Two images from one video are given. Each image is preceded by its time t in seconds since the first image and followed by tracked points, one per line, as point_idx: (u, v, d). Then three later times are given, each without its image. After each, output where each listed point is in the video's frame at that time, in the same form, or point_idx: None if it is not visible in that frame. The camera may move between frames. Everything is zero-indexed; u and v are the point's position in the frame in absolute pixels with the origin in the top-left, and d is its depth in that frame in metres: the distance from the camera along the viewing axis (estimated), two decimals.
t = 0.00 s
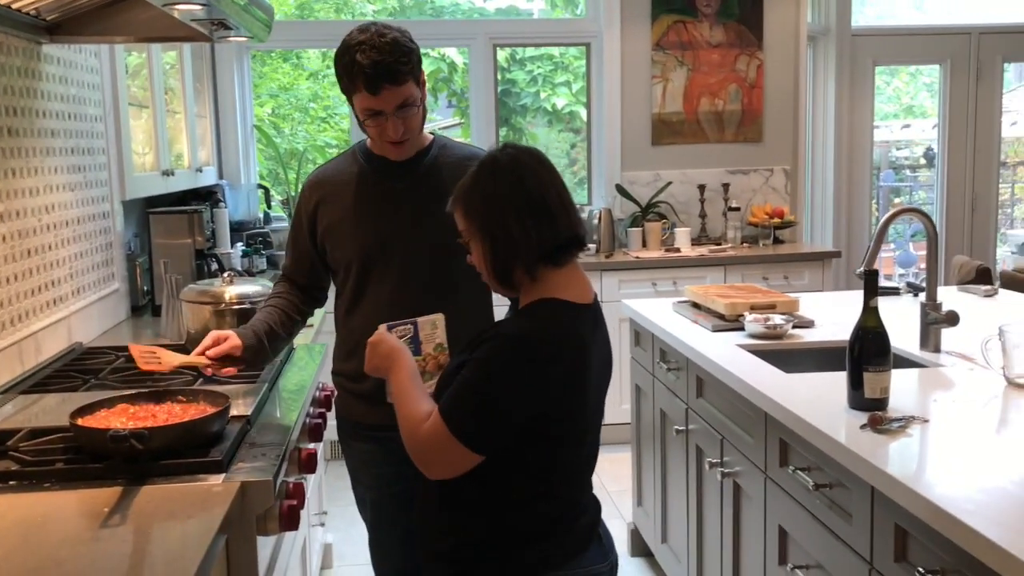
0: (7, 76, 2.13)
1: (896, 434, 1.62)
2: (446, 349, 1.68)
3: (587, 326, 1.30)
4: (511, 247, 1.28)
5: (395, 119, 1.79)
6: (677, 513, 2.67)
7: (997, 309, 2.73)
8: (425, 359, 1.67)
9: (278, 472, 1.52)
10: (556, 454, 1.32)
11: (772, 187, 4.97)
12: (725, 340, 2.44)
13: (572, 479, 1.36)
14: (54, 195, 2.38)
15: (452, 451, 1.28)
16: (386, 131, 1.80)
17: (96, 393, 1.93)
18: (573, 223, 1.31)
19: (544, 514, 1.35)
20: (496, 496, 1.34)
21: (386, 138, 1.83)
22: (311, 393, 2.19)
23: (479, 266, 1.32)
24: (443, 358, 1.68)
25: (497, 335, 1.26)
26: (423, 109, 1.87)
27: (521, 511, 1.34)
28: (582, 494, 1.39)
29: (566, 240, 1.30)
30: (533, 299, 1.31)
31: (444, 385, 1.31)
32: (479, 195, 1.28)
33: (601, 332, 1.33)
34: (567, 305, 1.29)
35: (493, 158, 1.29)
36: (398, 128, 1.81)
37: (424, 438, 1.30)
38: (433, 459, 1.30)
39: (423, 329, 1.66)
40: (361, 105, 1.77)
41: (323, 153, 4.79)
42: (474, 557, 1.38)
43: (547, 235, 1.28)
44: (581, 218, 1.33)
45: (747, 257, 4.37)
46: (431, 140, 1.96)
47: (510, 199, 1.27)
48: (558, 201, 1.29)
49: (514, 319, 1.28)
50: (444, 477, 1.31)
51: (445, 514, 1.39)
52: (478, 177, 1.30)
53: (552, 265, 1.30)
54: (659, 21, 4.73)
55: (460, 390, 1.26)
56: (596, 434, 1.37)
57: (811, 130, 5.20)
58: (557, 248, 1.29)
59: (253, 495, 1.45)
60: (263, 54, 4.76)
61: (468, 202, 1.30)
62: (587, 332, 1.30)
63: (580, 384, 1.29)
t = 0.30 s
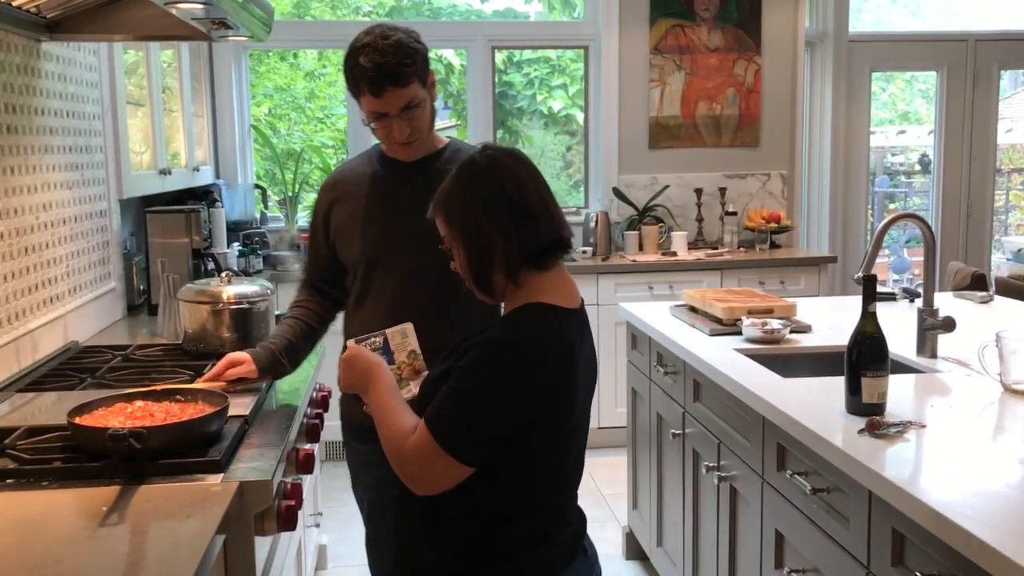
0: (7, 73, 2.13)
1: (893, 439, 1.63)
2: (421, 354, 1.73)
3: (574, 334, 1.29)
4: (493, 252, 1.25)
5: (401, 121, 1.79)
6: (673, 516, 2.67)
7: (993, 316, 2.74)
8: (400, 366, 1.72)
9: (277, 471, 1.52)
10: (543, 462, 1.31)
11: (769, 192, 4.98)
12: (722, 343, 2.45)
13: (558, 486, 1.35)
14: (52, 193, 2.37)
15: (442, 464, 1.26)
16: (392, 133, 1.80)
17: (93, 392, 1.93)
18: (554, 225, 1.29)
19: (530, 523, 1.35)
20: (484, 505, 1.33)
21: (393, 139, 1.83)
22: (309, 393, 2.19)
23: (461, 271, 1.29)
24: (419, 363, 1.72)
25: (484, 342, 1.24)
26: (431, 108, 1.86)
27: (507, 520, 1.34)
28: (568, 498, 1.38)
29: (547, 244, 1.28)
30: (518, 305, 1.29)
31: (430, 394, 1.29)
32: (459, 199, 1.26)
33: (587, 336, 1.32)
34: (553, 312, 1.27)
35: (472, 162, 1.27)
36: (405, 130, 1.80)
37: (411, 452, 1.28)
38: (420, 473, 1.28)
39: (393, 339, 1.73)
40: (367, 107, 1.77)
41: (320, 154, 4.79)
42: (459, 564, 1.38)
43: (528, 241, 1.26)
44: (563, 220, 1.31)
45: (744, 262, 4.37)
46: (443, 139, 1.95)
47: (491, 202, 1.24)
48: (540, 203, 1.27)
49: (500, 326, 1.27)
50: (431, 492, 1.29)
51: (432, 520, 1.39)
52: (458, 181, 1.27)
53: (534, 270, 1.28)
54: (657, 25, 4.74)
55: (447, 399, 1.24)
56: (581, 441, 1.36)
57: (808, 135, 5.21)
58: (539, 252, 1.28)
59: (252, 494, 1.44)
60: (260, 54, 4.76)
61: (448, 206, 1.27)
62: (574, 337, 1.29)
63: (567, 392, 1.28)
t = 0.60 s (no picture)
0: (15, 72, 2.13)
1: (899, 443, 1.62)
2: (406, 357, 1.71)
3: (568, 346, 1.26)
4: (489, 258, 1.22)
5: (447, 119, 1.70)
6: (677, 518, 2.67)
7: (998, 320, 2.74)
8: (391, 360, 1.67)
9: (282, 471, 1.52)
10: (534, 476, 1.29)
11: (773, 194, 4.98)
12: (726, 346, 2.44)
13: (548, 501, 1.33)
14: (58, 191, 2.38)
15: (435, 481, 1.22)
16: (435, 131, 1.71)
17: (99, 390, 1.93)
18: (553, 231, 1.26)
19: (521, 537, 1.32)
20: (473, 519, 1.31)
21: (438, 138, 1.73)
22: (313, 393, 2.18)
23: (457, 278, 1.26)
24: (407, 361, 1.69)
25: (476, 353, 1.22)
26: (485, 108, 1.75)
27: (498, 536, 1.31)
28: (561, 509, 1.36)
29: (547, 252, 1.26)
30: (515, 314, 1.26)
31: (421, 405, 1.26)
32: (456, 204, 1.23)
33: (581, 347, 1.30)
34: (547, 322, 1.25)
35: (470, 168, 1.24)
36: (450, 128, 1.71)
37: (402, 469, 1.25)
38: (412, 491, 1.25)
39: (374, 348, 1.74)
40: (413, 104, 1.69)
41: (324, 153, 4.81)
42: None
43: (526, 248, 1.23)
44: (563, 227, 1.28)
45: (748, 264, 4.37)
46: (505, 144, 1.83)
47: (488, 208, 1.21)
48: (539, 208, 1.24)
49: (494, 336, 1.24)
50: (423, 509, 1.27)
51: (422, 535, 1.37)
52: (454, 187, 1.24)
53: (531, 279, 1.26)
54: (663, 26, 4.73)
55: (439, 411, 1.21)
56: (572, 453, 1.34)
57: (812, 137, 5.21)
58: (537, 261, 1.25)
59: (257, 494, 1.45)
60: (265, 53, 4.76)
61: (445, 212, 1.24)
62: (569, 347, 1.26)
63: (561, 405, 1.26)
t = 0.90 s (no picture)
0: (22, 66, 2.14)
1: (904, 438, 1.62)
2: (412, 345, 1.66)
3: (569, 345, 1.25)
4: (486, 256, 1.22)
5: (492, 111, 1.63)
6: (680, 514, 2.67)
7: (1003, 317, 2.73)
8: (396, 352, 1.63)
9: (286, 464, 1.53)
10: (533, 479, 1.27)
11: (778, 191, 4.97)
12: (731, 342, 2.44)
13: (545, 503, 1.31)
14: (64, 185, 2.38)
15: (436, 485, 1.21)
16: (481, 123, 1.64)
17: (105, 383, 1.94)
18: (553, 230, 1.25)
19: (521, 535, 1.31)
20: (470, 522, 1.29)
21: (486, 130, 1.67)
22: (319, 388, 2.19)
23: (455, 272, 1.25)
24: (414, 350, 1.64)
25: (474, 353, 1.20)
26: (535, 100, 1.67)
27: (495, 538, 1.30)
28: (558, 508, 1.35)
29: (546, 251, 1.25)
30: (512, 312, 1.25)
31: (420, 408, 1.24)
32: (457, 199, 1.22)
33: (580, 346, 1.29)
34: (546, 320, 1.23)
35: (474, 159, 1.23)
36: (494, 120, 1.64)
37: (402, 474, 1.24)
38: (414, 496, 1.24)
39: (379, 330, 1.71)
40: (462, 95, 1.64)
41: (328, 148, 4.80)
42: None
43: (523, 245, 1.22)
44: (564, 225, 1.27)
45: (752, 261, 4.36)
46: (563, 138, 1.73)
47: (487, 205, 1.20)
48: (539, 207, 1.22)
49: (491, 335, 1.22)
50: (426, 514, 1.25)
51: (417, 536, 1.34)
52: (458, 179, 1.23)
53: (529, 277, 1.24)
54: (668, 23, 4.73)
55: (439, 412, 1.19)
56: (572, 455, 1.33)
57: (817, 135, 5.21)
58: (535, 259, 1.24)
59: (262, 488, 1.45)
60: (270, 49, 4.76)
61: (446, 204, 1.23)
62: (568, 346, 1.25)
63: (562, 406, 1.24)
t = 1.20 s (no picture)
0: (25, 60, 2.14)
1: (909, 433, 1.62)
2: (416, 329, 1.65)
3: (581, 333, 1.24)
4: (496, 251, 1.21)
5: (519, 104, 1.54)
6: (684, 509, 2.67)
7: (1009, 311, 2.72)
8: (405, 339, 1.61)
9: (291, 457, 1.53)
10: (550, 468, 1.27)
11: (782, 185, 4.96)
12: (735, 336, 2.44)
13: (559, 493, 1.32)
14: (68, 179, 2.39)
15: (455, 473, 1.21)
16: (506, 116, 1.56)
17: (109, 377, 1.94)
18: (564, 222, 1.24)
19: (537, 523, 1.31)
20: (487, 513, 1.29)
21: (512, 124, 1.59)
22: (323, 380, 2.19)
23: (466, 264, 1.25)
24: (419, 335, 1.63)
25: (490, 343, 1.20)
26: (564, 91, 1.58)
27: (512, 527, 1.29)
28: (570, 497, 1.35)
29: (556, 244, 1.24)
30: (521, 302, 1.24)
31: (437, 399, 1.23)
32: (467, 191, 1.21)
33: (593, 335, 1.29)
34: (559, 310, 1.23)
35: (485, 151, 1.22)
36: (521, 114, 1.55)
37: (423, 462, 1.22)
38: (434, 484, 1.22)
39: (386, 311, 1.65)
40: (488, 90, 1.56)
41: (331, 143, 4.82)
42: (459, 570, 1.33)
43: (533, 238, 1.21)
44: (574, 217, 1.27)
45: (756, 255, 4.36)
46: (601, 132, 1.65)
47: (497, 199, 1.20)
48: (550, 201, 1.22)
49: (505, 325, 1.21)
50: (445, 500, 1.24)
51: (433, 524, 1.34)
52: (469, 171, 1.22)
53: (539, 270, 1.24)
54: (672, 17, 4.72)
55: (457, 402, 1.19)
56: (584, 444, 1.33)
57: (822, 129, 5.19)
58: (546, 252, 1.23)
59: (266, 481, 1.45)
60: (274, 43, 4.76)
61: (456, 196, 1.23)
62: (582, 335, 1.25)
63: (577, 395, 1.23)
